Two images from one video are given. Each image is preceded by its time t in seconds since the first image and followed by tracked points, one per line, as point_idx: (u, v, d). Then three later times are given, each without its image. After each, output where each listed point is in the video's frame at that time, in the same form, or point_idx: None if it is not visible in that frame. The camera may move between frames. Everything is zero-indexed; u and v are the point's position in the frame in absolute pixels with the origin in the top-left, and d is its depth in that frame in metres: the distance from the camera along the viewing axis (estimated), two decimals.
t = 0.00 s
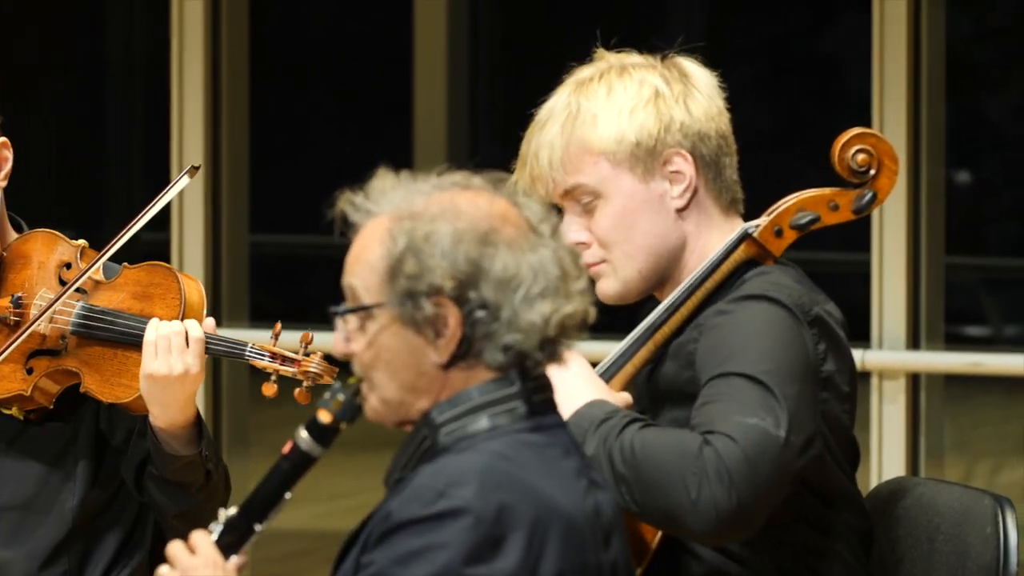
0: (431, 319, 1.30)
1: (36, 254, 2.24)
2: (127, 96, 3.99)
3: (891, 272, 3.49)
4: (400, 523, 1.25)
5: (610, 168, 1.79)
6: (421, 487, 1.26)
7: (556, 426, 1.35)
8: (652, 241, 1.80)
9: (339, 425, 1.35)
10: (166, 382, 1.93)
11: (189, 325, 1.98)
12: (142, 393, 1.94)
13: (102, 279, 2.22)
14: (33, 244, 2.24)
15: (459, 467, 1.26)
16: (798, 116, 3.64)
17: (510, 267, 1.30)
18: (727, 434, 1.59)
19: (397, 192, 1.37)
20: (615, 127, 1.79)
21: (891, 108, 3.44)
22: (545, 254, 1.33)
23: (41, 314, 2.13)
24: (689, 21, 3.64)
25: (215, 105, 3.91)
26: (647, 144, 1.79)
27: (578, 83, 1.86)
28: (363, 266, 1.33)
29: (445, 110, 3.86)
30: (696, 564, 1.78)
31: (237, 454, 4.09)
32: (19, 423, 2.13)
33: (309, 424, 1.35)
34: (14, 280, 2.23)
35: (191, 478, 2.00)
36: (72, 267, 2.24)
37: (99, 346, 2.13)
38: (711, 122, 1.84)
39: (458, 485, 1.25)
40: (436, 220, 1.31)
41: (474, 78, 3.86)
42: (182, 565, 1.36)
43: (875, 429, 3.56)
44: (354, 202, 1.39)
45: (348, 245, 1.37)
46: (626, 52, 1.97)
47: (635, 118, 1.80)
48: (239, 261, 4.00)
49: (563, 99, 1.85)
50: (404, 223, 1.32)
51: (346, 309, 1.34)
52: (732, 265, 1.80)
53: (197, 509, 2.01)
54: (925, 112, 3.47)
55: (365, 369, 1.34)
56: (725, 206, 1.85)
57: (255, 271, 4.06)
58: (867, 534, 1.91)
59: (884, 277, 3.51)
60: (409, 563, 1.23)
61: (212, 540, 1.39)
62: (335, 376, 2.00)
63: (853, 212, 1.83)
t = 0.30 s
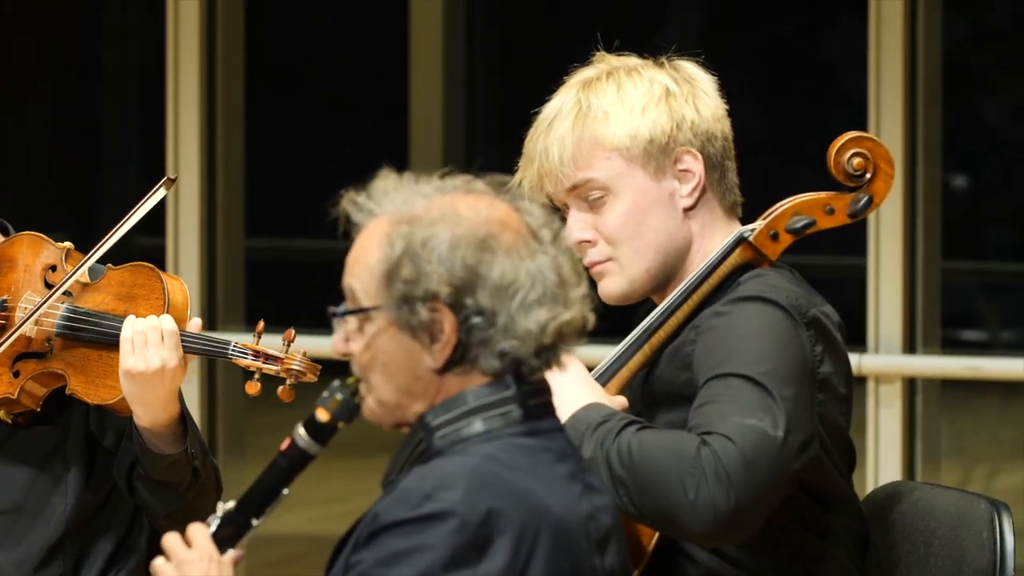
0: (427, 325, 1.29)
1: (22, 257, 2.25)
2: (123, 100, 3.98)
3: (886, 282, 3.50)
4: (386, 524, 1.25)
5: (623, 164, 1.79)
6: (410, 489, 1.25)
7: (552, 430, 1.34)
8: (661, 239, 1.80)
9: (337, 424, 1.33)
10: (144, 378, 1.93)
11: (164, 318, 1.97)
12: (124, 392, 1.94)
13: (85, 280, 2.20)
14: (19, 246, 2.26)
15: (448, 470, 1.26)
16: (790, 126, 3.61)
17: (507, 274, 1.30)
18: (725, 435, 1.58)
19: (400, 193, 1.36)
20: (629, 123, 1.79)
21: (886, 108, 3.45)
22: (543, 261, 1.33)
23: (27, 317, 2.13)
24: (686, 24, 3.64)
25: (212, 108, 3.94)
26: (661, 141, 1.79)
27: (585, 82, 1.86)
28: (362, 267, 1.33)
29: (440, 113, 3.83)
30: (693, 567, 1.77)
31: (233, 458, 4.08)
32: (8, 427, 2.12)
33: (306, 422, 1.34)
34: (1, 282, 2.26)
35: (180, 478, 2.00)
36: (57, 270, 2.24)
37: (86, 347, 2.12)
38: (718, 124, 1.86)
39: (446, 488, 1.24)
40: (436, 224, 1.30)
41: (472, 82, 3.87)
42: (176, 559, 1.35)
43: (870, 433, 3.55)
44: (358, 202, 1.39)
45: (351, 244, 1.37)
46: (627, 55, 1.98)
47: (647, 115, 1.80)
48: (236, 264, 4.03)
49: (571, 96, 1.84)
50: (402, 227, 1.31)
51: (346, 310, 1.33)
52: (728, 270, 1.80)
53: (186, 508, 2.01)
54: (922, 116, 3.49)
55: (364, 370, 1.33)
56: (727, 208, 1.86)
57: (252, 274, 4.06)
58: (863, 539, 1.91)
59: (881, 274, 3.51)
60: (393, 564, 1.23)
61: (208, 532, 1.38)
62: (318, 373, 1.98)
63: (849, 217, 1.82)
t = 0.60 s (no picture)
0: (423, 332, 1.29)
1: (10, 259, 2.25)
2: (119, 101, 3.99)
3: (884, 286, 3.48)
4: (377, 533, 1.24)
5: (629, 162, 1.78)
6: (400, 497, 1.25)
7: (546, 435, 1.33)
8: (666, 238, 1.79)
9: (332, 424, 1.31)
10: (130, 376, 1.93)
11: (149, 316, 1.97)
12: (111, 390, 1.95)
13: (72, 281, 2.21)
14: (6, 249, 2.26)
15: (439, 478, 1.25)
16: (791, 127, 3.61)
17: (505, 283, 1.29)
18: (723, 438, 1.57)
19: (399, 196, 1.35)
20: (635, 122, 1.79)
21: (883, 109, 3.41)
22: (541, 269, 1.32)
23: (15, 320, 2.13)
24: (683, 25, 3.64)
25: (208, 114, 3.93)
26: (667, 140, 1.79)
27: (588, 82, 1.85)
28: (360, 270, 1.32)
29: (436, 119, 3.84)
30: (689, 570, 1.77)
31: (229, 461, 4.08)
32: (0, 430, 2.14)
33: (303, 421, 1.32)
34: None
35: (169, 478, 1.99)
36: (44, 272, 2.23)
37: (73, 349, 2.12)
38: (720, 126, 1.87)
39: (437, 497, 1.23)
40: (434, 231, 1.29)
41: (468, 85, 3.87)
42: (171, 555, 1.36)
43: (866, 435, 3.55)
44: (356, 202, 1.39)
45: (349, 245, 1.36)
46: (625, 57, 1.98)
47: (653, 114, 1.80)
48: (231, 263, 4.00)
49: (575, 96, 1.84)
50: (399, 233, 1.30)
51: (343, 314, 1.33)
52: (723, 274, 1.79)
53: (175, 505, 2.01)
54: (919, 121, 3.45)
55: (361, 372, 1.33)
56: (727, 210, 1.86)
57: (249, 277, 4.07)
58: (860, 542, 1.90)
59: (878, 273, 3.49)
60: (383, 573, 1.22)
61: (204, 527, 1.38)
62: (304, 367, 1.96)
63: (846, 220, 1.82)
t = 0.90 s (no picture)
0: (415, 344, 1.29)
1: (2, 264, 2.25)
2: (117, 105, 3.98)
3: (883, 288, 3.48)
4: (378, 548, 1.23)
5: (629, 161, 1.78)
6: (399, 511, 1.24)
7: (543, 441, 1.33)
8: (666, 237, 1.79)
9: (328, 438, 1.31)
10: (122, 380, 1.93)
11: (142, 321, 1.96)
12: (102, 394, 1.94)
13: (63, 286, 2.17)
14: None
15: (438, 491, 1.24)
16: (791, 128, 3.61)
17: (494, 289, 1.28)
18: (723, 443, 1.57)
19: (384, 208, 1.35)
20: (635, 121, 1.79)
21: (882, 110, 3.43)
22: (529, 273, 1.32)
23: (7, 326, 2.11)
24: (683, 27, 3.64)
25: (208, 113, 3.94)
26: (667, 139, 1.79)
27: (589, 83, 1.85)
28: (346, 286, 1.33)
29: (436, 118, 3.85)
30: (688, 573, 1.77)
31: (228, 465, 4.06)
32: None
33: (298, 436, 1.32)
34: None
35: (159, 486, 1.99)
36: (36, 277, 2.23)
37: (66, 354, 2.11)
38: (721, 126, 1.86)
39: (436, 510, 1.23)
40: (420, 242, 1.29)
41: (467, 86, 3.87)
42: None
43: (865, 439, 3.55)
44: (339, 215, 1.39)
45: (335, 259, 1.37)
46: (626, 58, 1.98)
47: (654, 114, 1.80)
48: (230, 260, 4.02)
49: (576, 96, 1.83)
50: (386, 246, 1.30)
51: (334, 330, 1.33)
52: (722, 278, 1.79)
53: (165, 512, 2.01)
54: (918, 124, 3.47)
55: (356, 387, 1.33)
56: (728, 212, 1.86)
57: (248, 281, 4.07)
58: (861, 546, 1.90)
59: (877, 276, 3.49)
60: None
61: (204, 548, 1.37)
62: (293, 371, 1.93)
63: (845, 223, 1.82)
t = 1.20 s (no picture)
0: (413, 353, 1.29)
1: None
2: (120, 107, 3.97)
3: (886, 293, 3.49)
4: (387, 559, 1.23)
5: (633, 162, 1.78)
6: (407, 521, 1.24)
7: (542, 446, 1.33)
8: (670, 238, 1.79)
9: (327, 455, 1.33)
10: (113, 389, 1.93)
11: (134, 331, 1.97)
12: (96, 404, 1.94)
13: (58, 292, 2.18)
14: None
15: (445, 500, 1.25)
16: (791, 127, 3.63)
17: (488, 295, 1.29)
18: (728, 449, 1.57)
19: (370, 220, 1.35)
20: (639, 122, 1.79)
21: (886, 117, 3.42)
22: (521, 276, 1.32)
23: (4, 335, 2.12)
24: (684, 30, 3.64)
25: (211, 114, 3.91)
26: (671, 140, 1.79)
27: (592, 85, 1.85)
28: (336, 305, 1.33)
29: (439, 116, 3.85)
30: None
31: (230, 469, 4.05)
32: None
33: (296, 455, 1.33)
34: None
35: (155, 489, 1.98)
36: (32, 284, 2.23)
37: (63, 361, 2.12)
38: (726, 125, 1.86)
39: (445, 519, 1.23)
40: (411, 252, 1.29)
41: (470, 86, 3.86)
42: None
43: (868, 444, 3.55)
44: (324, 231, 1.39)
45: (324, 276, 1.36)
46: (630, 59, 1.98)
47: (657, 115, 1.80)
48: (234, 257, 3.99)
49: (580, 98, 1.84)
50: (378, 258, 1.30)
51: (328, 347, 1.33)
52: (726, 283, 1.79)
53: (162, 517, 2.01)
54: (922, 127, 3.46)
55: (352, 404, 1.34)
56: (733, 213, 1.86)
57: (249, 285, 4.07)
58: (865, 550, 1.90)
59: (881, 280, 3.49)
60: None
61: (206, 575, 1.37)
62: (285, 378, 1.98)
63: (850, 228, 1.81)
